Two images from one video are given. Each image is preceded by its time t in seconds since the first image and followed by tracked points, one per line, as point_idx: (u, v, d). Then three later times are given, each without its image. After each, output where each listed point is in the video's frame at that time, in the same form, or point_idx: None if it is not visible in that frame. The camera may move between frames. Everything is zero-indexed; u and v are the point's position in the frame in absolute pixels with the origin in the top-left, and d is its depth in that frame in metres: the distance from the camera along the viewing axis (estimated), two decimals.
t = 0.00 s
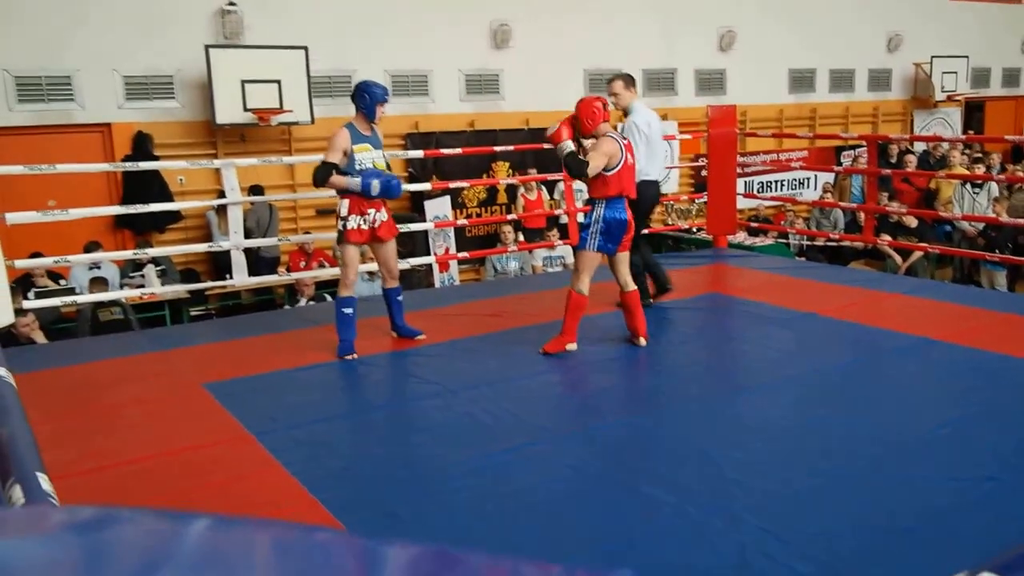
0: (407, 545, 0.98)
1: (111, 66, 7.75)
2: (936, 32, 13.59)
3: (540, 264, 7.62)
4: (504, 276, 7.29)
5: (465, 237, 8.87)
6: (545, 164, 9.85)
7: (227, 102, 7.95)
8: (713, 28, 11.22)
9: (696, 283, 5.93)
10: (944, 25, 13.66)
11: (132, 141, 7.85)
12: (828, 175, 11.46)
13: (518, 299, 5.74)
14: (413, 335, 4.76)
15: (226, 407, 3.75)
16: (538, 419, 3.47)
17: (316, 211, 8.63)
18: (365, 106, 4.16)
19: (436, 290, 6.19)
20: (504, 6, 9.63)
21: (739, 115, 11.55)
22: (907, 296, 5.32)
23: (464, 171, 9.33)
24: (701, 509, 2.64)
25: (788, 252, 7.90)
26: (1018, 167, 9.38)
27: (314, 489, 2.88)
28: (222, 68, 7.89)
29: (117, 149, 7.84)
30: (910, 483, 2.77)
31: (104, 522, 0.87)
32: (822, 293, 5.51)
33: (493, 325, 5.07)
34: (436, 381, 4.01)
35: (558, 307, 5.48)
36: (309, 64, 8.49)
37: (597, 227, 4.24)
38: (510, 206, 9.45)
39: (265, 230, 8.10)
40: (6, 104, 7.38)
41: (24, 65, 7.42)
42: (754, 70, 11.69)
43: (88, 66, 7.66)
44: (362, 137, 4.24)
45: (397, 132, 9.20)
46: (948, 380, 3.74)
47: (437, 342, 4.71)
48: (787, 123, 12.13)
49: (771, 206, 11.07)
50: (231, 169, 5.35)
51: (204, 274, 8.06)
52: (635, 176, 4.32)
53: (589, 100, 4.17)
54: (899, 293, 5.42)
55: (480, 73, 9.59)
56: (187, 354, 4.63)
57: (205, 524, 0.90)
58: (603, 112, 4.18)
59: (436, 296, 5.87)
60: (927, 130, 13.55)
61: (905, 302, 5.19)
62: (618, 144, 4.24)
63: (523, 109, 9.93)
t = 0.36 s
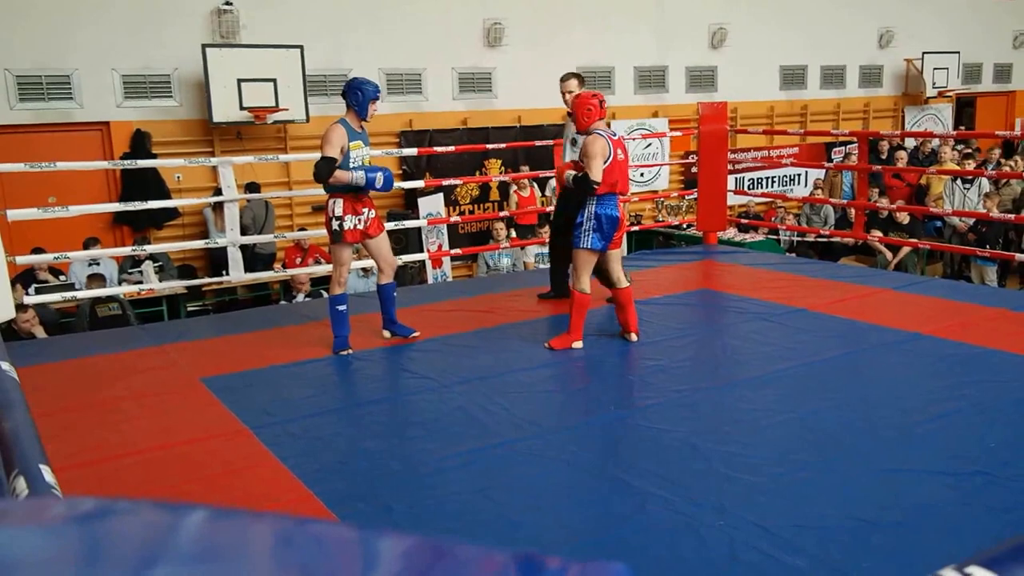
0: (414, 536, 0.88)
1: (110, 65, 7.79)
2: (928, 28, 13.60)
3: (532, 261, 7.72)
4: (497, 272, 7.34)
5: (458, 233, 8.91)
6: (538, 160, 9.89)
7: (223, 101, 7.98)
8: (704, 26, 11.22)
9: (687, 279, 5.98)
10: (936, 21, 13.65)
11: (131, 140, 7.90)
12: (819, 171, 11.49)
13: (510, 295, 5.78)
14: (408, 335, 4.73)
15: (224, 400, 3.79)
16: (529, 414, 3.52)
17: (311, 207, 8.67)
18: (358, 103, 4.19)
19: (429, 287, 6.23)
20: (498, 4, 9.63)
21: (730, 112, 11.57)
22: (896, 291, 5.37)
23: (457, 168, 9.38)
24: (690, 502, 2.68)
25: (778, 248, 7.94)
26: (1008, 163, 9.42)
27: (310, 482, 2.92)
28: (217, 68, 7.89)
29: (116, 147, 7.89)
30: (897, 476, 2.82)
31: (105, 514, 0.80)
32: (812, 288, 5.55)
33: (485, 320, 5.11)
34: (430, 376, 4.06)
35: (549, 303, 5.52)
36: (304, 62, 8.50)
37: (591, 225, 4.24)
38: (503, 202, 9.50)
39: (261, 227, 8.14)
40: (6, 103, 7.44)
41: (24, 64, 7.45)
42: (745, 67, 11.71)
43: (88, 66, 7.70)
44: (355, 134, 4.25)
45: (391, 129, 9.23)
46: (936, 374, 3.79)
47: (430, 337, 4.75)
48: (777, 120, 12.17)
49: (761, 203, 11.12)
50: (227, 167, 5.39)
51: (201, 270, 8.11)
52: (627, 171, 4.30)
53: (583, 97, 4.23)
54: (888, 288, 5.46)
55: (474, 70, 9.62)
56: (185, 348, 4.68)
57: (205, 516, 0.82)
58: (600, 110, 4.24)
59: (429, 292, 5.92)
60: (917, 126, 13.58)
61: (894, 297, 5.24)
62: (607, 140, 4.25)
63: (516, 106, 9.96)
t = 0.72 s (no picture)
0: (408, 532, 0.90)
1: (107, 66, 7.78)
2: (918, 29, 13.66)
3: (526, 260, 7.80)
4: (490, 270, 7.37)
5: (451, 231, 8.93)
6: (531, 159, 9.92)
7: (219, 101, 7.99)
8: (694, 27, 11.26)
9: (679, 278, 6.02)
10: (925, 22, 13.71)
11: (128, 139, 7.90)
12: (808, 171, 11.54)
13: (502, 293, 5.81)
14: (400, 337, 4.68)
15: (219, 397, 3.82)
16: (522, 410, 3.55)
17: (306, 207, 8.68)
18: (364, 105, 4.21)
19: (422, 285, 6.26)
20: (491, 5, 9.65)
21: (720, 113, 11.61)
22: (884, 290, 5.41)
23: (450, 168, 9.41)
24: (681, 498, 2.72)
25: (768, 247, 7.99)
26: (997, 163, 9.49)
27: (305, 478, 2.95)
28: (212, 69, 7.91)
29: (113, 146, 7.90)
30: (884, 472, 2.86)
31: (103, 506, 0.83)
32: (802, 287, 5.59)
33: (477, 318, 5.14)
34: (423, 374, 4.09)
35: (542, 301, 5.55)
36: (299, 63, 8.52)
37: (578, 224, 4.28)
38: (495, 202, 9.53)
39: (257, 226, 8.16)
40: (5, 103, 7.43)
41: (23, 65, 7.45)
42: (735, 69, 11.75)
43: (85, 66, 7.69)
44: (357, 135, 4.26)
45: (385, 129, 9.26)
46: (924, 371, 3.83)
47: (423, 335, 4.78)
48: (767, 121, 12.22)
49: (751, 203, 11.16)
50: (223, 167, 5.41)
51: (196, 269, 8.12)
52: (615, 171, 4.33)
53: (568, 101, 4.23)
54: (876, 287, 5.50)
55: (467, 71, 9.64)
56: (181, 345, 4.70)
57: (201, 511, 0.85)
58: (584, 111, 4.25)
59: (422, 290, 5.94)
60: (907, 126, 13.65)
61: (883, 295, 5.28)
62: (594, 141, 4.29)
63: (509, 106, 9.99)
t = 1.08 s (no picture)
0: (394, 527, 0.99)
1: (104, 66, 7.78)
2: (906, 32, 13.75)
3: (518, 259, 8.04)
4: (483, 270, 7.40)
5: (444, 231, 8.95)
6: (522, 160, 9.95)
7: (215, 102, 8.02)
8: (685, 29, 11.31)
9: (671, 277, 6.06)
10: (913, 25, 13.82)
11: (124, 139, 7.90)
12: (798, 172, 11.61)
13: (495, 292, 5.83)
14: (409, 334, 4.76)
15: (214, 395, 3.83)
16: (514, 408, 3.57)
17: (300, 207, 8.69)
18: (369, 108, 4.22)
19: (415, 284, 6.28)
20: (483, 6, 9.68)
21: (710, 114, 11.65)
22: (873, 289, 5.46)
23: (444, 168, 9.43)
24: (672, 495, 2.75)
25: (758, 247, 8.04)
26: (984, 164, 9.57)
27: (300, 475, 2.97)
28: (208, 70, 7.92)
29: (109, 147, 7.89)
30: (871, 469, 2.90)
31: (97, 504, 0.91)
32: (792, 286, 5.64)
33: (470, 317, 5.17)
34: (416, 371, 4.11)
35: (535, 300, 5.58)
36: (294, 64, 8.52)
37: (583, 223, 4.32)
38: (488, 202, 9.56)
39: (252, 225, 8.17)
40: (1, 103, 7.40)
41: (20, 66, 7.43)
42: (726, 70, 11.80)
43: (82, 67, 7.68)
44: (361, 137, 4.27)
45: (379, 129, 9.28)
46: (911, 369, 3.87)
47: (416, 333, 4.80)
48: (757, 122, 12.28)
49: (741, 203, 11.22)
50: (219, 167, 5.42)
51: (192, 267, 8.13)
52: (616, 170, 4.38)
53: (569, 103, 4.25)
54: (865, 286, 5.56)
55: (459, 73, 9.66)
56: (176, 343, 4.71)
57: (195, 507, 0.93)
58: (587, 112, 4.30)
59: (416, 288, 5.96)
60: (894, 128, 13.73)
61: (871, 294, 5.33)
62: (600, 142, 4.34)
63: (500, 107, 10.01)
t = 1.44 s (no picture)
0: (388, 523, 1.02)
1: (101, 67, 7.78)
2: (897, 34, 13.82)
3: (513, 259, 8.10)
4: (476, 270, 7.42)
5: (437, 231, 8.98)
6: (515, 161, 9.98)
7: (212, 101, 8.01)
8: (677, 31, 11.34)
9: (664, 276, 6.09)
10: (904, 27, 13.89)
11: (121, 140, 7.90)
12: (789, 173, 11.67)
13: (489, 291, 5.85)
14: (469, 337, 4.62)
15: (209, 393, 3.84)
16: (508, 407, 3.59)
17: (296, 207, 8.71)
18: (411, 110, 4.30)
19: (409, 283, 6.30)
20: (476, 8, 9.70)
21: (702, 115, 11.70)
22: (863, 289, 5.50)
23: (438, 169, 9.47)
24: (663, 493, 2.77)
25: (749, 247, 8.08)
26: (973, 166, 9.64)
27: (294, 473, 2.99)
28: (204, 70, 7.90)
29: (107, 147, 7.89)
30: (861, 468, 2.92)
31: (94, 501, 0.93)
32: (784, 286, 5.68)
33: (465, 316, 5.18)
34: (410, 370, 4.13)
35: (529, 299, 5.60)
36: (289, 66, 8.54)
37: (580, 228, 4.38)
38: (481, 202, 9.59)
39: (248, 225, 8.17)
40: None
41: (18, 67, 7.43)
42: (718, 72, 11.84)
43: (80, 68, 7.68)
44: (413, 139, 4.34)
45: (373, 130, 9.29)
46: (900, 369, 3.91)
47: (411, 332, 4.82)
48: (748, 124, 12.33)
49: (732, 204, 11.27)
50: (215, 167, 5.43)
51: (187, 267, 8.14)
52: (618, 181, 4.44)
53: (569, 112, 4.33)
54: (856, 286, 5.60)
55: (453, 74, 9.68)
56: (172, 342, 4.72)
57: (190, 504, 0.96)
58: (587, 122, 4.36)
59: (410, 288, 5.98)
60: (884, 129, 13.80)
61: (861, 294, 5.38)
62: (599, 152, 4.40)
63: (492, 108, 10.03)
